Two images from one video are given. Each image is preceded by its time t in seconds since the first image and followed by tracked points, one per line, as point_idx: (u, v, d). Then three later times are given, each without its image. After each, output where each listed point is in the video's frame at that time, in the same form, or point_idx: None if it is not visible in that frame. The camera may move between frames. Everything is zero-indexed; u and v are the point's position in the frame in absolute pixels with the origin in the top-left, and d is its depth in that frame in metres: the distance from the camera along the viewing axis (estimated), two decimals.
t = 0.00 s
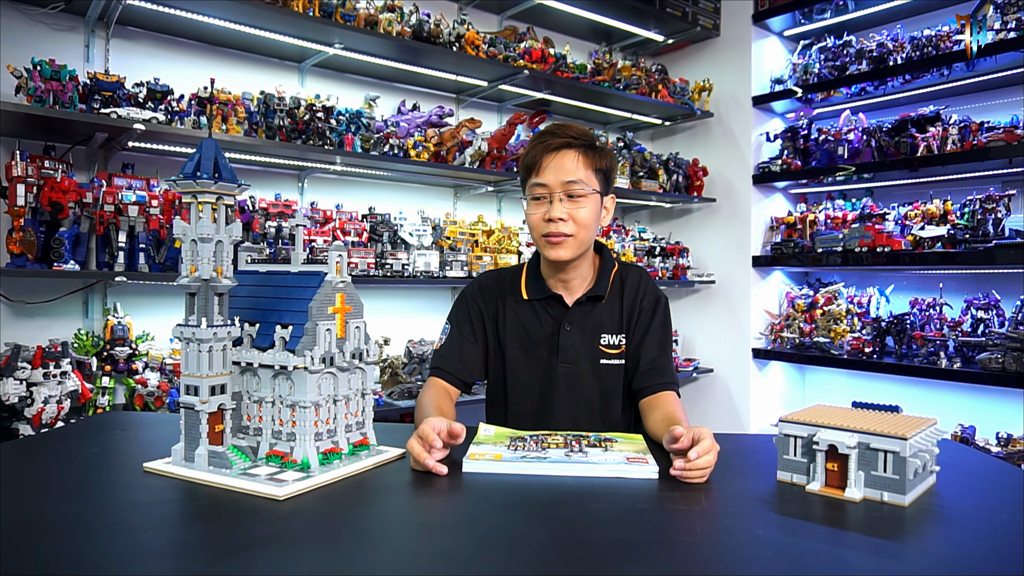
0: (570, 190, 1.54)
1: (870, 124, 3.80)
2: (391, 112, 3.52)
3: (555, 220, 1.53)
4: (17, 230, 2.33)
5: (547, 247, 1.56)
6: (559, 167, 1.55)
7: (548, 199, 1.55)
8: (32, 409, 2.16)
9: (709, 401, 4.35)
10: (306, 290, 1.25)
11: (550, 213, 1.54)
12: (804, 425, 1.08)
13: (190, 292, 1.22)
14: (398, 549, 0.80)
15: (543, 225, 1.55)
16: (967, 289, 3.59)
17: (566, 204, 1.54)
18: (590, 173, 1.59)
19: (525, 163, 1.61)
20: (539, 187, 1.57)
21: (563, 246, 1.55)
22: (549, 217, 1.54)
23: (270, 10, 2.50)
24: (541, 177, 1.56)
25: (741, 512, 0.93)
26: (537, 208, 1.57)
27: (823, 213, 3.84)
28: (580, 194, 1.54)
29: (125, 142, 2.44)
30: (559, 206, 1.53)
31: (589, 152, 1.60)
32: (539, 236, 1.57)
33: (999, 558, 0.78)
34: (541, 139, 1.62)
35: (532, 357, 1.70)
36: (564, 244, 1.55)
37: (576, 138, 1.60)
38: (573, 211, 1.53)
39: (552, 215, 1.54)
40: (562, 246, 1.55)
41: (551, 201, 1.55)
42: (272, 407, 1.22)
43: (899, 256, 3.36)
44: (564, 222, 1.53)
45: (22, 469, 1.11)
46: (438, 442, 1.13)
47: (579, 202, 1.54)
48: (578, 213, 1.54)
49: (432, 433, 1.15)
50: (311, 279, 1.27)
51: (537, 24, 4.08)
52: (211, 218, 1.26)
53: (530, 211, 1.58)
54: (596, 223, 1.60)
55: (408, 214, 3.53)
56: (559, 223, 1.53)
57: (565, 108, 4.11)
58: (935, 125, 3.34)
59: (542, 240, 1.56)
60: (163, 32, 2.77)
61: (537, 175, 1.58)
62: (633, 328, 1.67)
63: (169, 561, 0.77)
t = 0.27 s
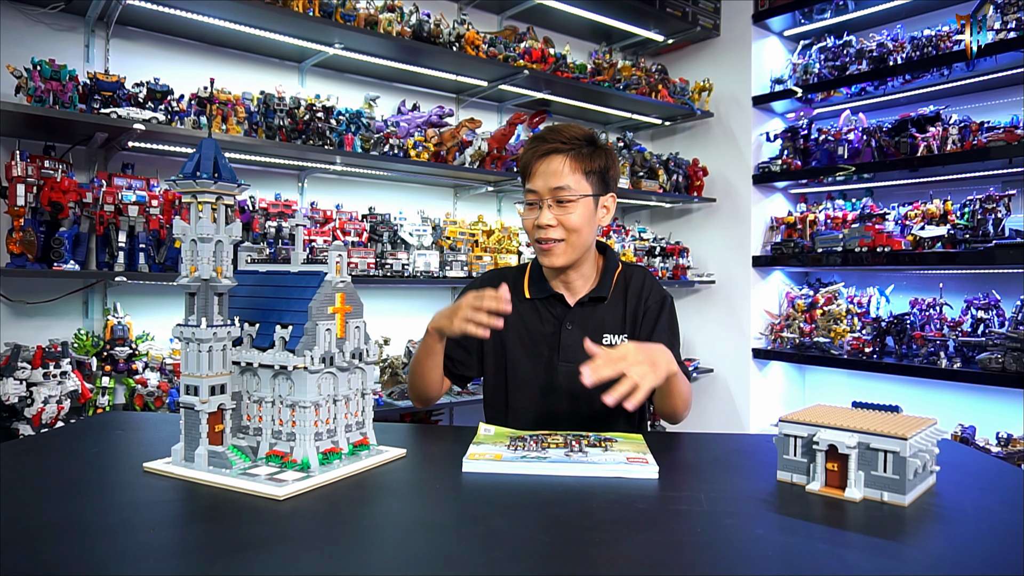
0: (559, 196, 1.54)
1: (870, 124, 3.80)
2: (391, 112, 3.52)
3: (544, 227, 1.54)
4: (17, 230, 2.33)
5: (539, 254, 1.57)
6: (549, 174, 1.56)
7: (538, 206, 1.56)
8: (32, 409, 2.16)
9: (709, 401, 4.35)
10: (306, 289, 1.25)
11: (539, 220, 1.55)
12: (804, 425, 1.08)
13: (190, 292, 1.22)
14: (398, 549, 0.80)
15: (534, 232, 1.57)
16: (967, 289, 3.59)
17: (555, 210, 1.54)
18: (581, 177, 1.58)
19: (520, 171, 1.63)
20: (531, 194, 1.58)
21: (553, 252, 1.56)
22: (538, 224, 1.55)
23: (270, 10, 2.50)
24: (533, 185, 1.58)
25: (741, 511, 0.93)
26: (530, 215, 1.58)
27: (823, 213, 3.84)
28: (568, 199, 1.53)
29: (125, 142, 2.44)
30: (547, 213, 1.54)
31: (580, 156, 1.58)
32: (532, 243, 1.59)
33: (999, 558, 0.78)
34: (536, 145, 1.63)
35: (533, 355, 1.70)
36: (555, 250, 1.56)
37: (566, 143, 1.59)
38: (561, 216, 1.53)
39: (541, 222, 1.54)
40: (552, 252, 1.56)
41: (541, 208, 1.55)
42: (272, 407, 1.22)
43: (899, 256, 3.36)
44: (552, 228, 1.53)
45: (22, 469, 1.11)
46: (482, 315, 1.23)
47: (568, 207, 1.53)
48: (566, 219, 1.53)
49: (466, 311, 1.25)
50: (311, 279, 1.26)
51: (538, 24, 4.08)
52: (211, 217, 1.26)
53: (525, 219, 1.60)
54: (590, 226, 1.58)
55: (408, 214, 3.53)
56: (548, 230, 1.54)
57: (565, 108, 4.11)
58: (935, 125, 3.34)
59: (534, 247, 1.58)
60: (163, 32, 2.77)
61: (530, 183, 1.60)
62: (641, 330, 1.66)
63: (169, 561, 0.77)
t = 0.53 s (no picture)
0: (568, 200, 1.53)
1: (870, 124, 3.80)
2: (391, 112, 3.52)
3: (551, 230, 1.54)
4: (17, 229, 2.33)
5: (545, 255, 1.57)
6: (559, 177, 1.55)
7: (546, 208, 1.56)
8: (32, 409, 2.16)
9: (709, 401, 4.35)
10: (306, 289, 1.25)
11: (547, 223, 1.54)
12: (804, 425, 1.08)
13: (190, 292, 1.22)
14: (398, 549, 0.80)
15: (541, 234, 1.56)
16: (967, 289, 3.59)
17: (563, 214, 1.53)
18: (591, 182, 1.57)
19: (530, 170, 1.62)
20: (540, 195, 1.58)
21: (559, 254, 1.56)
22: (545, 226, 1.54)
23: (270, 10, 2.50)
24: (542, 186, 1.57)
25: (741, 511, 0.93)
26: (537, 217, 1.58)
27: (823, 213, 3.84)
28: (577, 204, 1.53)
29: (125, 142, 2.44)
30: (555, 216, 1.53)
31: (591, 161, 1.57)
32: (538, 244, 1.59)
33: (999, 558, 0.78)
34: (548, 145, 1.62)
35: (532, 351, 1.70)
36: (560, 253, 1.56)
37: (580, 149, 1.57)
38: (568, 220, 1.53)
39: (548, 224, 1.54)
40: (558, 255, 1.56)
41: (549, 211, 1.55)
42: (272, 407, 1.22)
43: (899, 256, 3.36)
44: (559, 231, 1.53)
45: (23, 469, 1.11)
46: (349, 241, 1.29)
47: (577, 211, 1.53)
48: (573, 223, 1.53)
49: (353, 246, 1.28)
50: (311, 279, 1.26)
51: (537, 23, 4.08)
52: (211, 217, 1.26)
53: (532, 219, 1.60)
54: (597, 230, 1.58)
55: (408, 214, 3.53)
56: (554, 232, 1.54)
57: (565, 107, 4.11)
58: (935, 125, 3.34)
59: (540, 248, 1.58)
60: (163, 32, 2.77)
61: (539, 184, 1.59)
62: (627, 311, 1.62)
63: (169, 561, 0.77)
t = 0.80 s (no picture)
0: (583, 194, 1.56)
1: (870, 124, 3.80)
2: (391, 112, 3.52)
3: (565, 223, 1.56)
4: (17, 230, 2.33)
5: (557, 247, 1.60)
6: (576, 170, 1.56)
7: (560, 201, 1.58)
8: (32, 409, 2.16)
9: (709, 401, 4.35)
10: (306, 289, 1.25)
11: (561, 215, 1.57)
12: (804, 425, 1.08)
13: (190, 291, 1.22)
14: (398, 550, 0.80)
15: (554, 226, 1.59)
16: (967, 289, 3.59)
17: (577, 208, 1.56)
18: (606, 179, 1.59)
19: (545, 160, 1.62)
20: (555, 188, 1.59)
21: (571, 248, 1.58)
22: (560, 219, 1.57)
23: (270, 10, 2.50)
24: (557, 179, 1.59)
25: (741, 511, 0.93)
26: (551, 208, 1.60)
27: (823, 213, 3.84)
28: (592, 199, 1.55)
29: (125, 142, 2.44)
30: (570, 209, 1.56)
31: (608, 157, 1.59)
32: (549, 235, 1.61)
33: (1000, 558, 0.78)
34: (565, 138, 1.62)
35: (533, 351, 1.70)
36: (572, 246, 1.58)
37: (596, 143, 1.58)
38: (583, 215, 1.56)
39: (562, 217, 1.56)
40: (569, 248, 1.59)
41: (564, 203, 1.57)
42: (272, 407, 1.22)
43: (899, 256, 3.36)
44: (573, 225, 1.56)
45: (23, 469, 1.11)
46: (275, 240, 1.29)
47: (591, 207, 1.56)
48: (587, 218, 1.56)
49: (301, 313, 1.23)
50: (311, 279, 1.26)
51: (537, 24, 4.08)
52: (211, 217, 1.26)
53: (545, 210, 1.62)
54: (609, 226, 1.62)
55: (408, 214, 3.53)
56: (568, 226, 1.56)
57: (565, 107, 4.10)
58: (935, 125, 3.34)
59: (551, 239, 1.60)
60: (163, 32, 2.77)
61: (554, 175, 1.60)
62: (622, 309, 1.62)
63: (168, 561, 0.77)
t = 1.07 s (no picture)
0: (598, 192, 1.57)
1: (870, 124, 3.80)
2: (391, 112, 3.52)
3: (581, 221, 1.57)
4: (17, 230, 2.33)
5: (571, 246, 1.60)
6: (589, 169, 1.57)
7: (575, 199, 1.58)
8: (32, 409, 2.16)
9: (709, 401, 4.35)
10: (306, 289, 1.25)
11: (578, 213, 1.57)
12: (804, 425, 1.08)
13: (190, 292, 1.22)
14: (398, 550, 0.80)
15: (568, 224, 1.59)
16: (967, 289, 3.59)
17: (593, 206, 1.58)
18: (616, 176, 1.62)
19: (550, 159, 1.60)
20: (566, 186, 1.59)
21: (586, 246, 1.59)
22: (575, 217, 1.57)
23: (270, 10, 2.50)
24: (568, 177, 1.59)
25: (741, 511, 0.93)
26: (563, 206, 1.60)
27: (823, 213, 3.84)
28: (607, 197, 1.58)
29: (125, 142, 2.44)
30: (586, 207, 1.57)
31: (617, 156, 1.61)
32: (562, 234, 1.60)
33: (999, 558, 0.78)
34: (569, 136, 1.62)
35: (533, 353, 1.70)
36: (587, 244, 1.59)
37: (604, 141, 1.59)
38: (599, 213, 1.57)
39: (579, 216, 1.57)
40: (584, 246, 1.59)
41: (578, 202, 1.58)
42: (272, 407, 1.22)
43: (899, 256, 3.36)
44: (589, 223, 1.57)
45: (23, 469, 1.11)
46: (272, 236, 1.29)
47: (605, 203, 1.58)
48: (603, 215, 1.58)
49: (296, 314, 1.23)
50: (311, 279, 1.26)
51: (537, 24, 4.08)
52: (211, 217, 1.26)
53: (555, 209, 1.61)
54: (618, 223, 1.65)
55: (408, 214, 3.53)
56: (585, 223, 1.57)
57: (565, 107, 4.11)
58: (935, 125, 3.34)
59: (564, 238, 1.60)
60: (163, 32, 2.77)
61: (564, 174, 1.60)
62: (622, 309, 1.63)
63: (168, 561, 0.77)
